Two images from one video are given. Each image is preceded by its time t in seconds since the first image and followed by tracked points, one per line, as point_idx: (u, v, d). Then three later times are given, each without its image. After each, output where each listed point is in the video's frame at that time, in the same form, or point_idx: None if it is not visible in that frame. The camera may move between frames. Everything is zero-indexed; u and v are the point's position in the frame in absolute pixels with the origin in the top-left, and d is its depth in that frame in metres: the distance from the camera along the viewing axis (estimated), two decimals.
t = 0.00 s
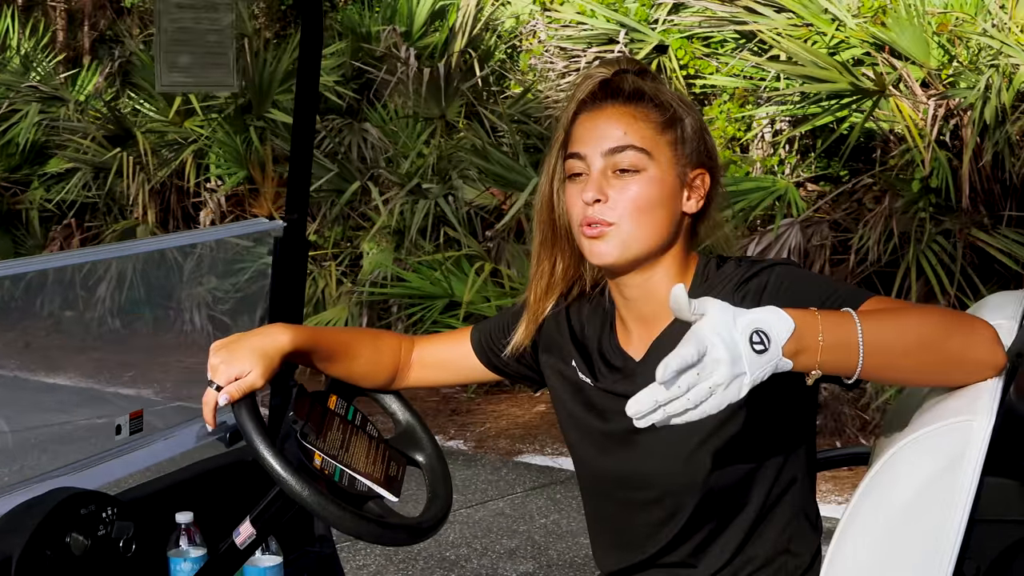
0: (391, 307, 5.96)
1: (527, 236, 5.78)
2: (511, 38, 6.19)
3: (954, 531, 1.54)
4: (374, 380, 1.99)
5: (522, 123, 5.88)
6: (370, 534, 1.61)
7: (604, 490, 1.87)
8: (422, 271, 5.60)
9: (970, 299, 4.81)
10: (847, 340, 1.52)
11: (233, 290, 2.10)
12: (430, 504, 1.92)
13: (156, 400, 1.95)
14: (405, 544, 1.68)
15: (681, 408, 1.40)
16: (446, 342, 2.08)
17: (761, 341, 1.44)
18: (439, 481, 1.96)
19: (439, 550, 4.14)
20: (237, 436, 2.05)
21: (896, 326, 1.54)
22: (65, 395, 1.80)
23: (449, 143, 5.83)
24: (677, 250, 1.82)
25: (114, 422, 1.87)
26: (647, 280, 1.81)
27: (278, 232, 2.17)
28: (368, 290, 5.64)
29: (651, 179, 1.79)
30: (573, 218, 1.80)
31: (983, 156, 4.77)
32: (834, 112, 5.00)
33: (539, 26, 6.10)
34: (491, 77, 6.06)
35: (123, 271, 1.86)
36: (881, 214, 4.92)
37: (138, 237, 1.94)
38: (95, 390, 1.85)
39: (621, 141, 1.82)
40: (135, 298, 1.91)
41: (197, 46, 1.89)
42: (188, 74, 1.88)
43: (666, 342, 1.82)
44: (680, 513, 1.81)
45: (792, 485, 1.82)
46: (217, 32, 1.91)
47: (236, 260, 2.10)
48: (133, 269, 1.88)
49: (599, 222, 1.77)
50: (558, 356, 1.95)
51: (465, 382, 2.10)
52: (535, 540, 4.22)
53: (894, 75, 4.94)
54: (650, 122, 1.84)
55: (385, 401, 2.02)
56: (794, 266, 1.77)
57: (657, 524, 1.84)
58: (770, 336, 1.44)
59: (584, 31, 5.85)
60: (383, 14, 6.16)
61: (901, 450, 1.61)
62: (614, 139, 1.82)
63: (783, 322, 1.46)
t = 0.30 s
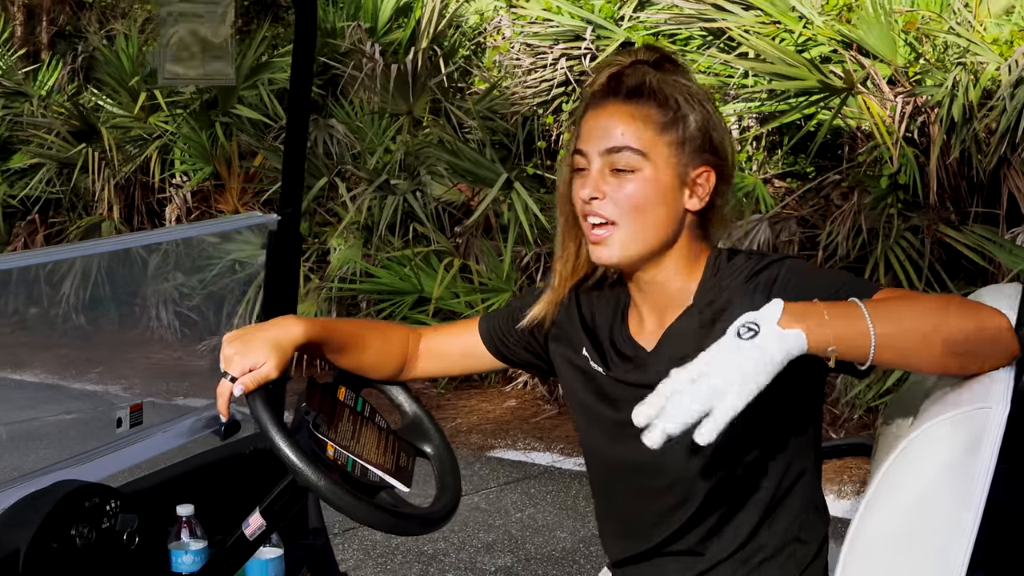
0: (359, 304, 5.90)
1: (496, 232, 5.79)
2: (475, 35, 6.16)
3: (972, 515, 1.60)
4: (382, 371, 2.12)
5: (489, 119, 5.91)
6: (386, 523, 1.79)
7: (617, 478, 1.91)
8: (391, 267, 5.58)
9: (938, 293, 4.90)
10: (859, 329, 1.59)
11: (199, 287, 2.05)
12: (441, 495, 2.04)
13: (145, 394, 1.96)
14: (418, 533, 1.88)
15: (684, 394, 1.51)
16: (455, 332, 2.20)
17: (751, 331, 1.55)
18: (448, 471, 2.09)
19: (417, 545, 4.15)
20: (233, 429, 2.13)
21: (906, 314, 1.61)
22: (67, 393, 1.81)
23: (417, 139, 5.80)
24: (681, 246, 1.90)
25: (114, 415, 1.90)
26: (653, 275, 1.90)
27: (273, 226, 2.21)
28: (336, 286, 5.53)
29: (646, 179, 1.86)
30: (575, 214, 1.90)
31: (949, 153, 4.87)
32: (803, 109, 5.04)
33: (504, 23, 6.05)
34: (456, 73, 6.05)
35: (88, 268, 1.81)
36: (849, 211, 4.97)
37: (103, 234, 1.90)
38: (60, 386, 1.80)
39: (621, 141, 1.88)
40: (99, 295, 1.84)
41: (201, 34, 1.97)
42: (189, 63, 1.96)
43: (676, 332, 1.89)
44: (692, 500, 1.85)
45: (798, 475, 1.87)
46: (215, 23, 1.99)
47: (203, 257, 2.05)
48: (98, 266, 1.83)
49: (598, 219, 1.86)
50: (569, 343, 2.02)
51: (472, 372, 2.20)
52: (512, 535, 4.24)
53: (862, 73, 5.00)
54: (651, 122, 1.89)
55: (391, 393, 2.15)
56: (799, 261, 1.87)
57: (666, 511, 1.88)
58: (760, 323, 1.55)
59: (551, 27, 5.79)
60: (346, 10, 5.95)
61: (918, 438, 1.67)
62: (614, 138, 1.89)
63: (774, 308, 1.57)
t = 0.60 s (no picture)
0: (351, 299, 5.86)
1: (488, 227, 5.79)
2: (466, 31, 6.21)
3: (982, 510, 1.61)
4: (392, 365, 2.15)
5: (480, 115, 5.87)
6: (394, 517, 1.81)
7: (629, 470, 1.95)
8: (383, 263, 5.57)
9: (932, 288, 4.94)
10: (867, 269, 1.63)
11: (192, 283, 2.02)
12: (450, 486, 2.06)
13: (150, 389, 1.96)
14: (429, 526, 1.90)
15: (679, 259, 1.64)
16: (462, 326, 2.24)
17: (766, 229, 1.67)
18: (457, 465, 2.11)
19: (412, 539, 4.15)
20: (236, 424, 2.15)
21: (917, 269, 1.64)
22: (56, 389, 1.81)
23: (408, 134, 5.77)
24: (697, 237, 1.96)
25: (120, 410, 1.91)
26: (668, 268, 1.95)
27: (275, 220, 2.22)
28: (328, 282, 5.50)
29: (674, 169, 1.91)
30: (599, 205, 1.94)
31: (942, 149, 4.90)
32: (795, 105, 5.04)
33: (494, 19, 6.13)
34: (447, 69, 6.05)
35: (78, 264, 1.80)
36: (842, 206, 4.99)
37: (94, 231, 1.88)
38: (50, 381, 1.79)
39: (646, 131, 1.93)
40: (89, 291, 1.83)
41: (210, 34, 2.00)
42: (197, 62, 1.98)
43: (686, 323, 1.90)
44: (701, 494, 1.87)
45: (809, 468, 1.88)
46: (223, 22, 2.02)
47: (194, 253, 2.01)
48: (88, 262, 1.81)
49: (626, 208, 1.91)
50: (579, 338, 2.06)
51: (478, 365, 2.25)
52: (507, 530, 4.25)
53: (855, 69, 5.01)
54: (675, 114, 1.95)
55: (401, 387, 2.17)
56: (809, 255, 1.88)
57: (678, 504, 1.90)
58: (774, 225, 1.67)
59: (542, 23, 5.79)
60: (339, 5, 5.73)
61: (929, 429, 1.67)
62: (639, 129, 1.93)
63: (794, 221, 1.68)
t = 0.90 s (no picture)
0: (340, 289, 5.84)
1: (476, 217, 5.78)
2: (453, 20, 6.17)
3: (972, 497, 1.59)
4: (380, 355, 2.16)
5: (468, 103, 5.88)
6: (385, 508, 1.81)
7: (618, 457, 1.94)
8: (371, 253, 5.54)
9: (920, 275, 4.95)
10: (858, 309, 1.54)
11: (180, 275, 2.01)
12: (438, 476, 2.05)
13: (137, 379, 1.96)
14: (417, 517, 1.89)
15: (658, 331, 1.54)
16: (451, 317, 2.23)
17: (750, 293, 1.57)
18: (445, 455, 2.10)
19: (402, 530, 4.15)
20: (224, 416, 2.13)
21: (903, 298, 1.56)
22: (45, 381, 1.79)
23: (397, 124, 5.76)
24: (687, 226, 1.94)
25: (107, 402, 1.89)
26: (655, 259, 1.93)
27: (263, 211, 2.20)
28: (316, 273, 5.46)
29: (665, 157, 1.90)
30: (589, 196, 1.92)
31: (930, 135, 4.90)
32: (784, 93, 5.03)
33: (482, 7, 6.10)
34: (434, 58, 6.04)
35: (66, 256, 1.79)
36: (831, 193, 4.99)
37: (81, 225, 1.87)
38: (38, 373, 1.78)
39: (635, 121, 1.92)
40: (77, 283, 1.81)
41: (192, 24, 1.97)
42: (181, 51, 1.95)
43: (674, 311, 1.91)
44: (690, 482, 1.87)
45: (797, 456, 1.87)
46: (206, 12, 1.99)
47: (183, 244, 1.99)
48: (75, 255, 1.80)
49: (617, 201, 1.89)
50: (564, 326, 2.07)
51: (466, 356, 2.25)
52: (497, 519, 4.24)
53: (843, 56, 5.01)
54: (663, 103, 1.94)
55: (388, 377, 2.18)
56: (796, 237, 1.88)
57: (666, 493, 1.90)
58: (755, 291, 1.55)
59: (529, 12, 5.76)
60: None
61: (919, 415, 1.62)
62: (628, 119, 1.92)
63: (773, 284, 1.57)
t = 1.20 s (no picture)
0: (325, 284, 5.82)
1: (462, 211, 5.76)
2: (439, 14, 6.13)
3: (949, 487, 1.58)
4: (360, 345, 2.14)
5: (453, 98, 5.87)
6: (359, 502, 1.81)
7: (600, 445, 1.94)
8: (357, 248, 5.52)
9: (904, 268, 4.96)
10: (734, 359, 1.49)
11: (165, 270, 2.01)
12: (415, 471, 2.05)
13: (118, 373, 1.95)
14: (394, 510, 1.89)
15: (536, 318, 1.51)
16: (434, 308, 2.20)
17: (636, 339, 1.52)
18: (423, 449, 2.10)
19: (386, 524, 4.14)
20: (203, 410, 2.13)
21: (788, 344, 1.50)
22: (29, 377, 1.78)
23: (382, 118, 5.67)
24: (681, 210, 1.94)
25: (84, 397, 1.88)
26: (646, 244, 1.92)
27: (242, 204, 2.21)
28: (301, 268, 5.44)
29: (657, 144, 1.89)
30: (579, 180, 1.92)
31: (915, 129, 4.92)
32: (769, 86, 5.02)
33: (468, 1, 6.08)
34: (420, 53, 6.02)
35: (51, 251, 1.79)
36: (815, 187, 5.00)
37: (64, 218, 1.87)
38: (22, 370, 1.77)
39: (627, 107, 1.91)
40: (63, 278, 1.81)
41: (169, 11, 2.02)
42: (158, 43, 2.00)
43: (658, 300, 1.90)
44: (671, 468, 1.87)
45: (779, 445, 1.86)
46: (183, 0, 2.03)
47: (167, 239, 2.00)
48: (60, 249, 1.81)
49: (607, 186, 1.89)
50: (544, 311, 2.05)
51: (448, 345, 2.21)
52: (482, 513, 4.24)
53: (827, 50, 5.01)
54: (655, 90, 1.93)
55: (364, 369, 2.15)
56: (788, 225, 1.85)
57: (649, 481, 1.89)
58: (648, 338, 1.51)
59: (513, 6, 5.77)
60: None
61: (895, 406, 1.61)
62: (620, 105, 1.91)
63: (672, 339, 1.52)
